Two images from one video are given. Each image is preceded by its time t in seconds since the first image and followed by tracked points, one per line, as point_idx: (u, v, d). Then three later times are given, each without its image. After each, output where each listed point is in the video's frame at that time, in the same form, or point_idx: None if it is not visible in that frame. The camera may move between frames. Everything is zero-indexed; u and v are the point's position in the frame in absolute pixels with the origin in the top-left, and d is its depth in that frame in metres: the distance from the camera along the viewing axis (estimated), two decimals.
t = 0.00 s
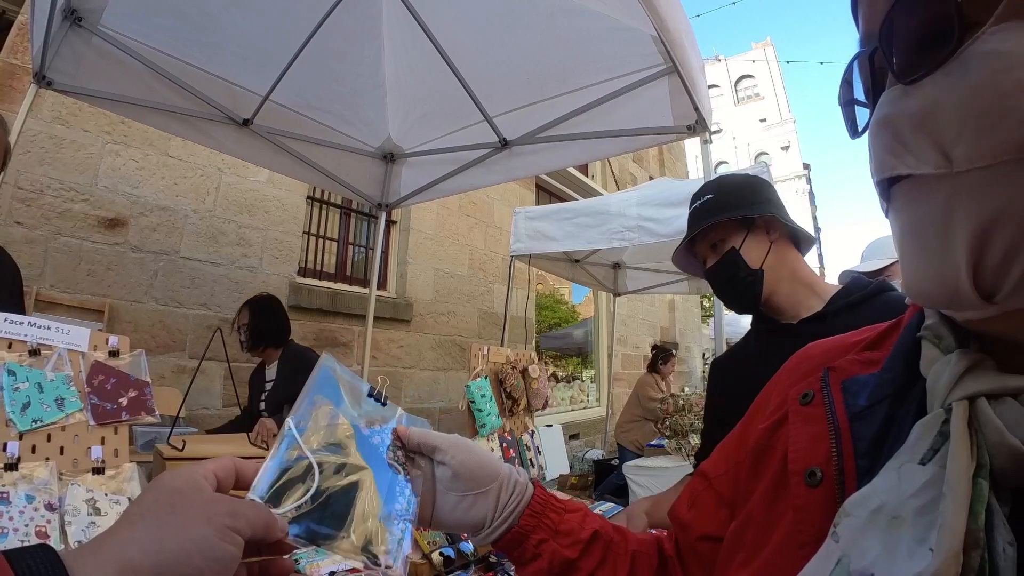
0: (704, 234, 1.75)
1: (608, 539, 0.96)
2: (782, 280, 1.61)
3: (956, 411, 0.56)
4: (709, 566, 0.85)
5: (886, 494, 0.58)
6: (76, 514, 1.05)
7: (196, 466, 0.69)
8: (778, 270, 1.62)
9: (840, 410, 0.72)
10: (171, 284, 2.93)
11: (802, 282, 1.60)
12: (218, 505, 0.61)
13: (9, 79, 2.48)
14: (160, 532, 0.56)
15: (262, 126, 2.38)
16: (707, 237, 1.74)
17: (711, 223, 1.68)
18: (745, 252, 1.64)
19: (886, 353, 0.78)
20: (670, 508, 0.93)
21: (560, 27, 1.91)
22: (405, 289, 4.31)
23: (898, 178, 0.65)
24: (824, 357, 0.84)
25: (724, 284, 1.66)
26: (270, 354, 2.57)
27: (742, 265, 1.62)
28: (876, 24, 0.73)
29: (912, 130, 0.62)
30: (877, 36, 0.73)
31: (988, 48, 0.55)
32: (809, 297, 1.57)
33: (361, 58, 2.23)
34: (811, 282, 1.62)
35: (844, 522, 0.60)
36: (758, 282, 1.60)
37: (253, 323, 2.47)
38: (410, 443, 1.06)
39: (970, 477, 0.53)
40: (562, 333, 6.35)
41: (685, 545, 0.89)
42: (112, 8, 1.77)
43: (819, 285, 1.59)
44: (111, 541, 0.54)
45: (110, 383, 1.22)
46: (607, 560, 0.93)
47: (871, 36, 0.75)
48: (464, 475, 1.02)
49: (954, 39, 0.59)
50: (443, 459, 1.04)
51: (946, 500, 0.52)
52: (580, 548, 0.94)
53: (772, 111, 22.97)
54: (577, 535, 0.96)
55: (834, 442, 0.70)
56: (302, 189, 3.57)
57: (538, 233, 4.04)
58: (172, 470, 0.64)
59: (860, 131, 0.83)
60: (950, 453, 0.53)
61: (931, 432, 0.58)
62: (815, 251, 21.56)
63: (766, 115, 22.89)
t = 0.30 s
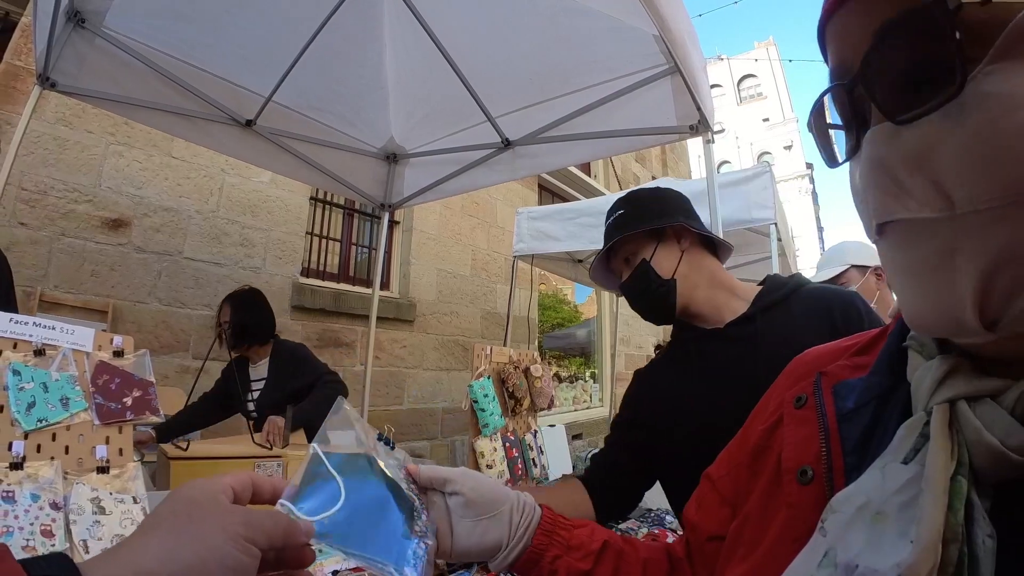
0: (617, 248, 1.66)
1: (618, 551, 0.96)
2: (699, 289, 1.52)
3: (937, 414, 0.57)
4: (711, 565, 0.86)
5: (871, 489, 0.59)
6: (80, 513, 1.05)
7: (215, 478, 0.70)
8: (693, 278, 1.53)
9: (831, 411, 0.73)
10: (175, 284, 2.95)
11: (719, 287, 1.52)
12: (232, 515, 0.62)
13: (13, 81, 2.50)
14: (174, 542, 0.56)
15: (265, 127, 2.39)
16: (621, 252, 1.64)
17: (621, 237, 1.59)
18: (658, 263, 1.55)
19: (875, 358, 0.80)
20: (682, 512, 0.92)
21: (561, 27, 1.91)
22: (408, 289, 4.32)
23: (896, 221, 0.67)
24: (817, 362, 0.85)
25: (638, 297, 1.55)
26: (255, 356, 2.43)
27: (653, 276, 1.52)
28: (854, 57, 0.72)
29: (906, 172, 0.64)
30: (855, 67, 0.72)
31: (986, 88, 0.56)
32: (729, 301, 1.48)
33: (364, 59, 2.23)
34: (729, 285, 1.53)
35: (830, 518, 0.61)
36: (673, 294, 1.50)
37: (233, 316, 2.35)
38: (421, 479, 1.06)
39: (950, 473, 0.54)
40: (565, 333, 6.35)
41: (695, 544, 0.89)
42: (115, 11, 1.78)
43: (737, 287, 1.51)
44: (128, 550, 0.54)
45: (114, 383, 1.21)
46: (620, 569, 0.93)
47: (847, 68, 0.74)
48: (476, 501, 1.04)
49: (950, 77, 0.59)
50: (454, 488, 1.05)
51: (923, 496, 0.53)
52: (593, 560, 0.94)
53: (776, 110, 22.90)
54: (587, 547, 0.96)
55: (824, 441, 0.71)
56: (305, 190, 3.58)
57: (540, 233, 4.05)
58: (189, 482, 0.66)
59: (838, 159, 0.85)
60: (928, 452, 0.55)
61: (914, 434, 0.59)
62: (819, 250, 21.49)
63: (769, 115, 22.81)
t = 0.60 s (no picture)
0: (571, 265, 1.60)
1: (634, 561, 0.96)
2: (655, 300, 1.47)
3: (923, 418, 0.56)
4: (719, 564, 0.86)
5: (861, 490, 0.59)
6: (86, 516, 1.04)
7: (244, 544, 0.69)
8: (649, 290, 1.48)
9: (825, 416, 0.73)
10: (179, 285, 2.96)
11: (676, 295, 1.48)
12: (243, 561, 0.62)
13: (17, 82, 2.51)
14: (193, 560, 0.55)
15: (268, 128, 2.39)
16: (575, 267, 1.58)
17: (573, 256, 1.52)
18: (612, 278, 1.49)
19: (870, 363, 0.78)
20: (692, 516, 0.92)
21: (563, 27, 1.90)
22: (412, 289, 4.33)
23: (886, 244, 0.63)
24: (815, 369, 0.84)
25: (595, 315, 1.48)
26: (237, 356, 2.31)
27: (609, 292, 1.46)
28: (843, 83, 0.65)
29: (898, 193, 0.60)
30: (844, 93, 0.65)
31: (977, 114, 0.52)
32: (686, 305, 1.45)
33: (366, 58, 2.23)
34: (687, 291, 1.49)
35: (821, 517, 0.61)
36: (629, 307, 1.45)
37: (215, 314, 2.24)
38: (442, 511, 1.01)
39: (935, 474, 0.53)
40: (569, 333, 6.34)
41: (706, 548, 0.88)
42: (118, 12, 1.78)
43: (693, 292, 1.48)
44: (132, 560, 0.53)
45: (119, 384, 1.21)
46: None
47: (834, 95, 0.67)
48: (497, 523, 1.00)
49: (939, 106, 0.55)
50: (475, 514, 1.01)
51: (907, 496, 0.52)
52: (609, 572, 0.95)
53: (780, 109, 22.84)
54: (603, 559, 0.96)
55: (819, 445, 0.71)
56: (308, 190, 3.59)
57: (543, 233, 4.04)
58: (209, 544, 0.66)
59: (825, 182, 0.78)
60: (912, 454, 0.54)
61: (901, 437, 0.59)
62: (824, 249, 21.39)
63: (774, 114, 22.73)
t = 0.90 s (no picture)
0: (553, 274, 1.56)
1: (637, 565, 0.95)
2: (637, 307, 1.45)
3: (903, 415, 0.55)
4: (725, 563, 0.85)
5: (848, 480, 0.58)
6: (92, 516, 1.03)
7: None
8: (631, 297, 1.45)
9: (825, 417, 0.72)
10: (184, 285, 2.96)
11: (658, 301, 1.46)
12: None
13: (21, 83, 2.52)
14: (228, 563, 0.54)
15: (272, 128, 2.39)
16: (557, 275, 1.55)
17: (555, 264, 1.49)
18: (593, 287, 1.46)
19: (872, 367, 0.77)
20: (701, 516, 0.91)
21: (567, 26, 1.89)
22: (416, 289, 4.33)
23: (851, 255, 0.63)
24: (819, 372, 0.83)
25: (576, 323, 1.46)
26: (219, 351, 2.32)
27: (591, 300, 1.43)
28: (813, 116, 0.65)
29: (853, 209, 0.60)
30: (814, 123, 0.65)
31: (912, 142, 0.53)
32: (669, 310, 1.44)
33: (369, 58, 2.22)
34: (671, 298, 1.47)
35: (814, 509, 0.60)
36: (611, 315, 1.42)
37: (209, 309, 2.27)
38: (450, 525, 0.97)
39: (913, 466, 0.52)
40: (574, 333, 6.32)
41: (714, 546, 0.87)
42: (122, 12, 1.78)
43: (676, 297, 1.47)
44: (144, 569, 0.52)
45: (124, 385, 1.19)
46: None
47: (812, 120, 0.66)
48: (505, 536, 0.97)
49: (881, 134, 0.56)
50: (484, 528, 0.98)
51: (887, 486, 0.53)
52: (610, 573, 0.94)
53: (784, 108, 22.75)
54: (606, 561, 0.96)
55: (818, 443, 0.70)
56: (312, 191, 3.58)
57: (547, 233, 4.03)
58: None
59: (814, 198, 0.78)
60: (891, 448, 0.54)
61: (886, 430, 0.58)
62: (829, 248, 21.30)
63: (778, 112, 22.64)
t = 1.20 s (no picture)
0: (544, 279, 1.55)
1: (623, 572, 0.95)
2: (627, 311, 1.44)
3: (875, 412, 0.59)
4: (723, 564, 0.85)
5: (826, 475, 0.62)
6: (94, 515, 1.04)
7: None
8: (620, 302, 1.44)
9: (815, 420, 0.75)
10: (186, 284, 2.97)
11: (647, 305, 1.44)
12: None
13: (23, 84, 2.53)
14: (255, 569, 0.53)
15: (274, 128, 2.40)
16: (547, 281, 1.54)
17: (544, 269, 1.48)
18: (581, 292, 1.44)
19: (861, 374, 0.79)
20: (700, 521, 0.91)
21: (568, 26, 1.89)
22: (417, 289, 4.34)
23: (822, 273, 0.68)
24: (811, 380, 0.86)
25: (565, 328, 1.45)
26: (216, 347, 2.31)
27: (579, 306, 1.43)
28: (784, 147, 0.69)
29: (822, 232, 0.65)
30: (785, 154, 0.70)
31: (865, 169, 0.58)
32: (660, 315, 1.42)
33: (371, 58, 2.22)
34: (660, 302, 1.45)
35: (797, 500, 0.65)
36: (599, 321, 1.41)
37: (209, 305, 2.27)
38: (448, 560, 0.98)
39: (880, 460, 0.56)
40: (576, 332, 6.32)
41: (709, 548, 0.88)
42: (123, 14, 1.79)
43: (665, 301, 1.45)
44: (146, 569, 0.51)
45: (126, 385, 1.19)
46: None
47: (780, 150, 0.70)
48: (500, 561, 0.99)
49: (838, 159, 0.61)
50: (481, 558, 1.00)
51: (854, 477, 0.57)
52: None
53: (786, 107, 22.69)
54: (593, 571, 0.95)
55: (808, 444, 0.74)
56: (314, 190, 3.59)
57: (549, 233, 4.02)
58: None
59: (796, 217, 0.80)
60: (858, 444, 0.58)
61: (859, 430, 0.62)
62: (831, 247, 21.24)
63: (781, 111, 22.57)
